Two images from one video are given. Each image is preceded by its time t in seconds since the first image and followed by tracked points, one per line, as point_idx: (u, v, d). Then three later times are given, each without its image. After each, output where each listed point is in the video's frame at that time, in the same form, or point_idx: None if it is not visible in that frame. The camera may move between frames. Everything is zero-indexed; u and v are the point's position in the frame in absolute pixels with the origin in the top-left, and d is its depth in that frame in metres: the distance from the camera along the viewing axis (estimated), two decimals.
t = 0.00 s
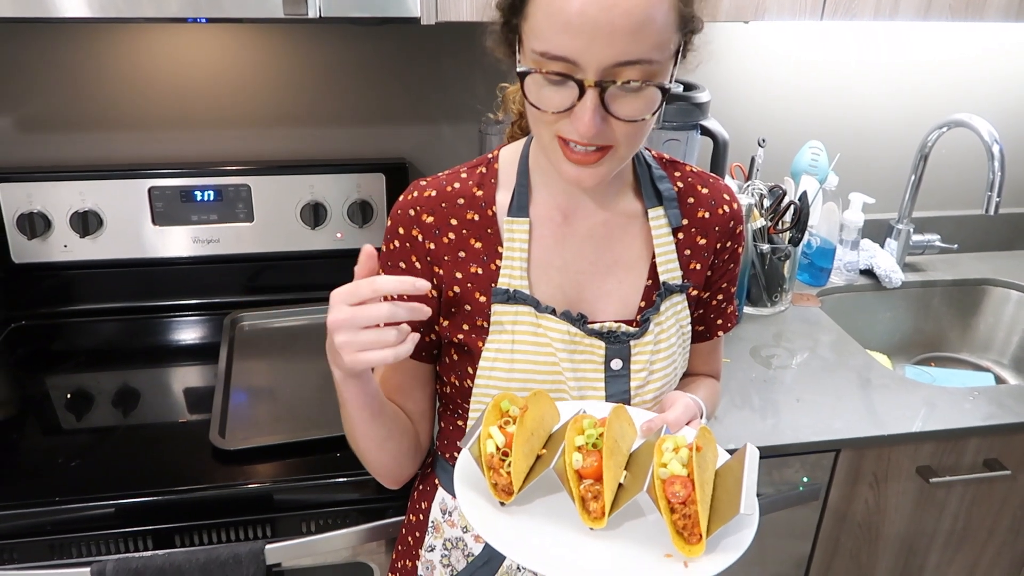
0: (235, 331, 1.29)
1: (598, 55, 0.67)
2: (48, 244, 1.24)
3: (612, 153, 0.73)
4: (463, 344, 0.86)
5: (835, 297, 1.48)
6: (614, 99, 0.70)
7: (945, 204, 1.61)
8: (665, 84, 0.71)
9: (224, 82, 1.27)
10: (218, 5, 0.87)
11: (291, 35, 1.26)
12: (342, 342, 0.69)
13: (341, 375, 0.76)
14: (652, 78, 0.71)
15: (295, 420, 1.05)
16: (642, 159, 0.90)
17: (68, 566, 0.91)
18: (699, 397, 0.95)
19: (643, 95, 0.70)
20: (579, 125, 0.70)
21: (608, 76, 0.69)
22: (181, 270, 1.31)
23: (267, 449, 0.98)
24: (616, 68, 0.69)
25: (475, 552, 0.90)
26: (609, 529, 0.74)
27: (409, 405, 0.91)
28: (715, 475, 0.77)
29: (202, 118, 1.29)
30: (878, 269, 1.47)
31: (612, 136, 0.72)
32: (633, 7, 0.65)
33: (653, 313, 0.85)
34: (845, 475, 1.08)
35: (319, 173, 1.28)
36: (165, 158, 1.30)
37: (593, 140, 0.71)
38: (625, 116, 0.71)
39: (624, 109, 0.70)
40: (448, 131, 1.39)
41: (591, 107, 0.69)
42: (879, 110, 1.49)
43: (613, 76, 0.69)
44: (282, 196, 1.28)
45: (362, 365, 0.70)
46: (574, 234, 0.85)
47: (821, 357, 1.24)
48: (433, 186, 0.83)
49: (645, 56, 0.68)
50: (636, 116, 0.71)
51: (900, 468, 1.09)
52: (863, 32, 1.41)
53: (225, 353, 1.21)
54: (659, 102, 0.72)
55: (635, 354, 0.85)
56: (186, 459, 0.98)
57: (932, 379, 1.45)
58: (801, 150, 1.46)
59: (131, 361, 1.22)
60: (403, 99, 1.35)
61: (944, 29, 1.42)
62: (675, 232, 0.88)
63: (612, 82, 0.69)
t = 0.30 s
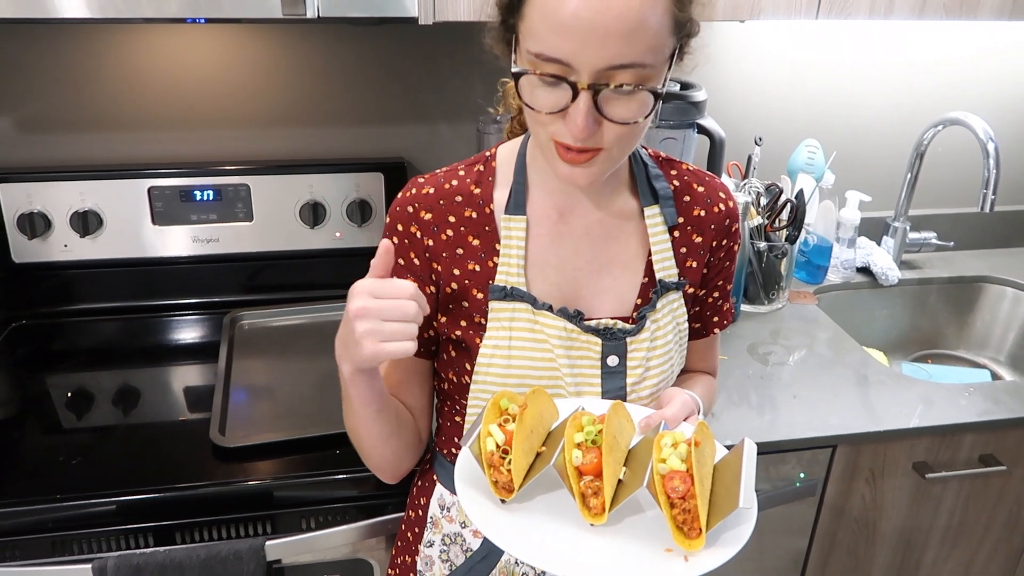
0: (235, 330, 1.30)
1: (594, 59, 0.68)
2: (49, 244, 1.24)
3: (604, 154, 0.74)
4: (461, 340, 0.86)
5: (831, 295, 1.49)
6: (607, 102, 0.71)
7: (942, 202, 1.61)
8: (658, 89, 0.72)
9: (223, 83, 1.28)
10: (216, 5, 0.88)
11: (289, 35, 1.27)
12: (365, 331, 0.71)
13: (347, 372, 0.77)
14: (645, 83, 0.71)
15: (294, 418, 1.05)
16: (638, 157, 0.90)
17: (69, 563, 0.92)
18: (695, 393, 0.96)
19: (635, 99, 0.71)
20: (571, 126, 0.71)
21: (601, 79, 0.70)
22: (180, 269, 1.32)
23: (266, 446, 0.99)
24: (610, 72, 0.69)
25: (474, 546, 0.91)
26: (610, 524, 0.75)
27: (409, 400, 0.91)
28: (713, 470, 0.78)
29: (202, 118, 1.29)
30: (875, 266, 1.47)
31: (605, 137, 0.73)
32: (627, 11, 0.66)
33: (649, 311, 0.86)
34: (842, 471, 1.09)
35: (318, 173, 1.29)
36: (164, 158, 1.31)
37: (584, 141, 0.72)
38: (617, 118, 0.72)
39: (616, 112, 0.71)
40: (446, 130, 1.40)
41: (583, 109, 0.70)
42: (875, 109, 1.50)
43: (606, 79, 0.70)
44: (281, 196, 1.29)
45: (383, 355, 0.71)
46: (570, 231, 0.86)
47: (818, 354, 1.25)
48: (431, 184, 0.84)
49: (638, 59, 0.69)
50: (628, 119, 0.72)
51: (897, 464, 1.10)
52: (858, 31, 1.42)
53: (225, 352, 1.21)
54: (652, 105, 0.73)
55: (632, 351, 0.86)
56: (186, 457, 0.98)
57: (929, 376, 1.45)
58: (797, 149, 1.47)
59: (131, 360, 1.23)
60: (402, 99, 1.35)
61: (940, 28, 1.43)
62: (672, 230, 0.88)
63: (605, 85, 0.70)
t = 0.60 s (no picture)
0: (235, 327, 1.30)
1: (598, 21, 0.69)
2: (49, 240, 1.24)
3: (619, 128, 0.74)
4: (460, 340, 0.87)
5: (830, 294, 1.49)
6: (620, 68, 0.71)
7: (940, 201, 1.62)
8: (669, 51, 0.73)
9: (224, 80, 1.28)
10: (217, 2, 0.88)
11: (290, 32, 1.27)
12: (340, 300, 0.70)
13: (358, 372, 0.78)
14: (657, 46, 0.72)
15: (293, 414, 1.06)
16: (639, 156, 0.91)
17: (69, 558, 0.92)
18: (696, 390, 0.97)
19: (648, 64, 0.72)
20: (587, 94, 0.71)
21: (614, 43, 0.70)
22: (179, 266, 1.32)
23: (266, 442, 0.99)
24: (624, 35, 0.70)
25: (471, 543, 0.91)
26: (610, 523, 0.75)
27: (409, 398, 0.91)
28: (713, 469, 0.79)
29: (202, 115, 1.30)
30: (873, 265, 1.48)
31: (619, 109, 0.73)
32: None
33: (649, 311, 0.86)
34: (839, 468, 1.09)
35: (318, 171, 1.29)
36: (164, 155, 1.31)
37: (600, 111, 0.72)
38: (631, 85, 0.72)
39: (630, 78, 0.72)
40: (446, 127, 1.40)
41: (598, 75, 0.70)
42: (873, 108, 1.50)
43: (620, 43, 0.71)
44: (281, 193, 1.29)
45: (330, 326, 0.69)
46: (571, 230, 0.87)
47: (816, 352, 1.25)
48: (430, 182, 0.85)
49: (650, 23, 0.70)
50: (642, 86, 0.72)
51: (894, 462, 1.10)
52: (857, 30, 1.42)
53: (224, 349, 1.22)
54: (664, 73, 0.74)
55: (631, 351, 0.86)
56: (185, 452, 0.99)
57: (926, 375, 1.46)
58: (796, 147, 1.47)
59: (130, 356, 1.23)
60: (402, 97, 1.36)
61: (938, 27, 1.44)
62: (672, 229, 0.89)
63: (618, 49, 0.71)
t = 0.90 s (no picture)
0: (236, 327, 1.31)
1: None
2: (50, 240, 1.25)
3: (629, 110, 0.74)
4: (462, 341, 0.88)
5: (828, 296, 1.50)
6: (627, 48, 0.72)
7: (937, 204, 1.63)
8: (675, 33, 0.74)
9: (225, 80, 1.29)
10: (221, 4, 0.89)
11: (291, 34, 1.28)
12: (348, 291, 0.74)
13: (357, 366, 0.78)
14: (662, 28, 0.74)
15: (294, 414, 1.06)
16: (642, 159, 0.92)
17: (70, 556, 0.92)
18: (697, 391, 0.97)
19: (654, 44, 0.73)
20: (596, 74, 0.71)
21: (621, 23, 0.72)
22: (180, 266, 1.32)
23: (266, 441, 1.00)
24: (630, 14, 0.71)
25: (471, 542, 0.91)
26: (616, 522, 0.75)
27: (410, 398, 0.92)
28: (718, 466, 0.79)
29: (204, 115, 1.30)
30: (870, 268, 1.49)
31: (628, 90, 0.73)
32: None
33: (650, 313, 0.87)
34: (837, 469, 1.10)
35: (319, 171, 1.30)
36: (165, 156, 1.32)
37: (610, 91, 0.72)
38: (639, 66, 0.72)
39: (638, 59, 0.72)
40: (446, 129, 1.41)
41: (606, 54, 0.71)
42: (871, 111, 1.51)
43: (626, 23, 0.72)
44: (282, 194, 1.30)
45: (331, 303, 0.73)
46: (573, 233, 0.87)
47: (814, 354, 1.26)
48: (434, 183, 0.85)
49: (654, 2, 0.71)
50: (650, 67, 0.73)
51: (891, 463, 1.11)
52: (855, 33, 1.43)
53: (225, 349, 1.22)
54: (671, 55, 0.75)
55: (632, 353, 0.87)
56: (186, 451, 0.99)
57: (924, 377, 1.46)
58: (795, 150, 1.48)
59: (131, 356, 1.24)
60: (403, 98, 1.36)
61: (935, 31, 1.45)
62: (674, 232, 0.89)
63: (625, 29, 0.72)
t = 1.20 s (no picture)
0: (242, 328, 1.32)
1: None
2: (59, 241, 1.26)
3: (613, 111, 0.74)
4: (469, 343, 0.88)
5: (831, 300, 1.50)
6: (607, 49, 0.73)
7: (940, 209, 1.63)
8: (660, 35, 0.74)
9: (233, 84, 1.30)
10: (230, 8, 0.90)
11: (299, 38, 1.29)
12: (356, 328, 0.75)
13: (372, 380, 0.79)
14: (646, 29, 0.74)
15: (300, 415, 1.07)
16: (647, 162, 0.92)
17: (78, 554, 0.93)
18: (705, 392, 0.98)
19: (635, 45, 0.73)
20: (575, 74, 0.72)
21: (601, 24, 0.73)
22: (186, 268, 1.33)
23: (273, 442, 1.01)
24: (610, 15, 0.73)
25: (477, 540, 0.92)
26: (629, 520, 0.76)
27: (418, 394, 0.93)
28: (729, 465, 0.80)
29: (211, 119, 1.31)
30: (874, 273, 1.49)
31: (611, 91, 0.73)
32: None
33: (655, 316, 0.87)
34: (840, 472, 1.10)
35: (325, 174, 1.31)
36: (173, 159, 1.33)
37: (591, 91, 0.73)
38: (621, 66, 0.73)
39: (619, 60, 0.73)
40: (452, 133, 1.42)
41: (585, 54, 0.72)
42: (874, 116, 1.52)
43: (608, 24, 0.73)
44: (289, 196, 1.31)
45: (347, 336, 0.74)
46: (579, 237, 0.87)
47: (817, 358, 1.26)
48: (443, 187, 0.86)
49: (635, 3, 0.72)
50: (633, 68, 0.73)
51: (894, 467, 1.11)
52: (859, 39, 1.44)
53: (232, 351, 1.23)
54: (657, 57, 0.75)
55: (638, 355, 0.87)
56: (193, 451, 1.00)
57: (927, 381, 1.47)
58: (798, 156, 1.49)
59: (139, 357, 1.25)
60: (408, 102, 1.37)
61: (938, 37, 1.46)
62: (679, 236, 0.90)
63: (606, 29, 0.73)
